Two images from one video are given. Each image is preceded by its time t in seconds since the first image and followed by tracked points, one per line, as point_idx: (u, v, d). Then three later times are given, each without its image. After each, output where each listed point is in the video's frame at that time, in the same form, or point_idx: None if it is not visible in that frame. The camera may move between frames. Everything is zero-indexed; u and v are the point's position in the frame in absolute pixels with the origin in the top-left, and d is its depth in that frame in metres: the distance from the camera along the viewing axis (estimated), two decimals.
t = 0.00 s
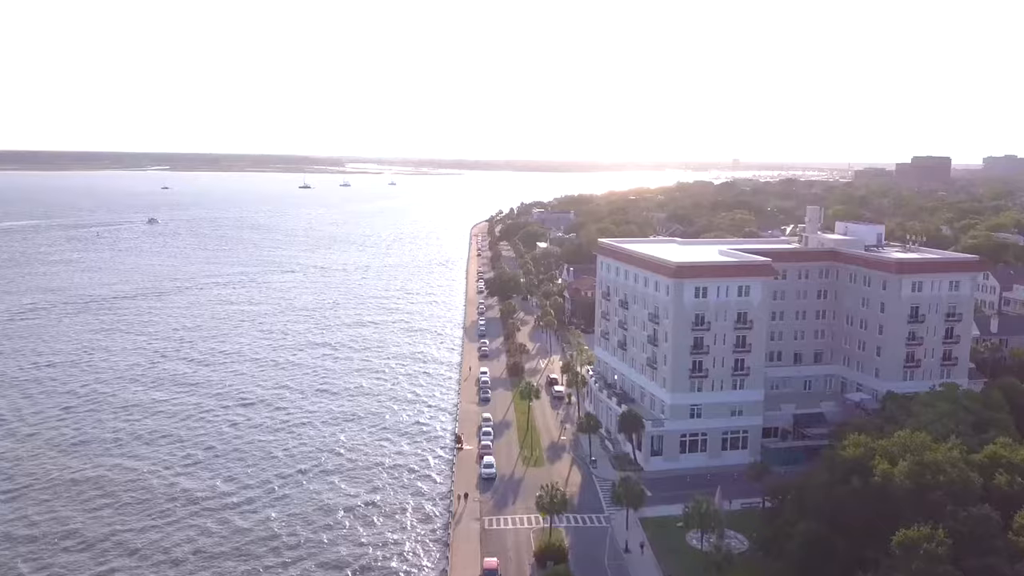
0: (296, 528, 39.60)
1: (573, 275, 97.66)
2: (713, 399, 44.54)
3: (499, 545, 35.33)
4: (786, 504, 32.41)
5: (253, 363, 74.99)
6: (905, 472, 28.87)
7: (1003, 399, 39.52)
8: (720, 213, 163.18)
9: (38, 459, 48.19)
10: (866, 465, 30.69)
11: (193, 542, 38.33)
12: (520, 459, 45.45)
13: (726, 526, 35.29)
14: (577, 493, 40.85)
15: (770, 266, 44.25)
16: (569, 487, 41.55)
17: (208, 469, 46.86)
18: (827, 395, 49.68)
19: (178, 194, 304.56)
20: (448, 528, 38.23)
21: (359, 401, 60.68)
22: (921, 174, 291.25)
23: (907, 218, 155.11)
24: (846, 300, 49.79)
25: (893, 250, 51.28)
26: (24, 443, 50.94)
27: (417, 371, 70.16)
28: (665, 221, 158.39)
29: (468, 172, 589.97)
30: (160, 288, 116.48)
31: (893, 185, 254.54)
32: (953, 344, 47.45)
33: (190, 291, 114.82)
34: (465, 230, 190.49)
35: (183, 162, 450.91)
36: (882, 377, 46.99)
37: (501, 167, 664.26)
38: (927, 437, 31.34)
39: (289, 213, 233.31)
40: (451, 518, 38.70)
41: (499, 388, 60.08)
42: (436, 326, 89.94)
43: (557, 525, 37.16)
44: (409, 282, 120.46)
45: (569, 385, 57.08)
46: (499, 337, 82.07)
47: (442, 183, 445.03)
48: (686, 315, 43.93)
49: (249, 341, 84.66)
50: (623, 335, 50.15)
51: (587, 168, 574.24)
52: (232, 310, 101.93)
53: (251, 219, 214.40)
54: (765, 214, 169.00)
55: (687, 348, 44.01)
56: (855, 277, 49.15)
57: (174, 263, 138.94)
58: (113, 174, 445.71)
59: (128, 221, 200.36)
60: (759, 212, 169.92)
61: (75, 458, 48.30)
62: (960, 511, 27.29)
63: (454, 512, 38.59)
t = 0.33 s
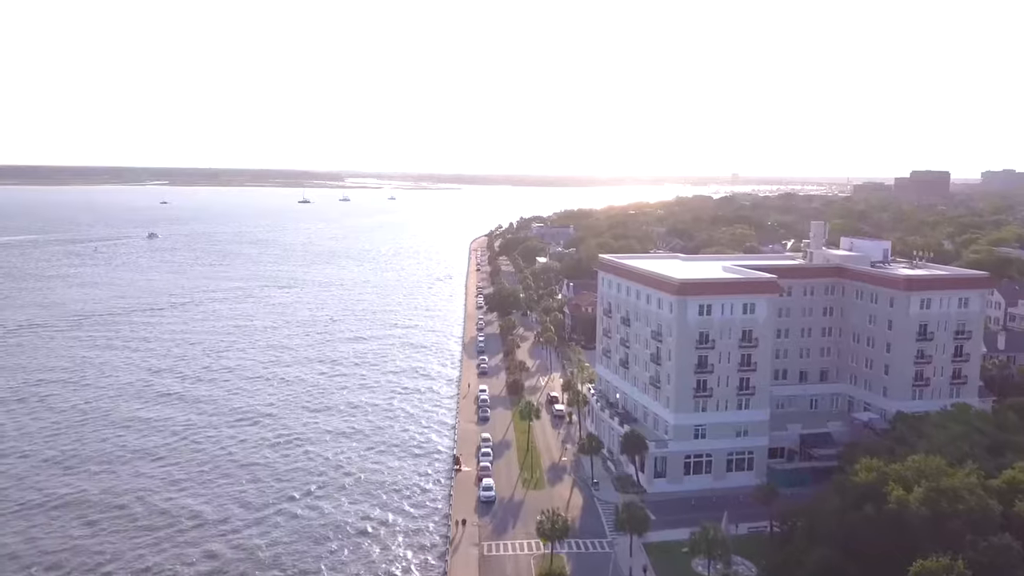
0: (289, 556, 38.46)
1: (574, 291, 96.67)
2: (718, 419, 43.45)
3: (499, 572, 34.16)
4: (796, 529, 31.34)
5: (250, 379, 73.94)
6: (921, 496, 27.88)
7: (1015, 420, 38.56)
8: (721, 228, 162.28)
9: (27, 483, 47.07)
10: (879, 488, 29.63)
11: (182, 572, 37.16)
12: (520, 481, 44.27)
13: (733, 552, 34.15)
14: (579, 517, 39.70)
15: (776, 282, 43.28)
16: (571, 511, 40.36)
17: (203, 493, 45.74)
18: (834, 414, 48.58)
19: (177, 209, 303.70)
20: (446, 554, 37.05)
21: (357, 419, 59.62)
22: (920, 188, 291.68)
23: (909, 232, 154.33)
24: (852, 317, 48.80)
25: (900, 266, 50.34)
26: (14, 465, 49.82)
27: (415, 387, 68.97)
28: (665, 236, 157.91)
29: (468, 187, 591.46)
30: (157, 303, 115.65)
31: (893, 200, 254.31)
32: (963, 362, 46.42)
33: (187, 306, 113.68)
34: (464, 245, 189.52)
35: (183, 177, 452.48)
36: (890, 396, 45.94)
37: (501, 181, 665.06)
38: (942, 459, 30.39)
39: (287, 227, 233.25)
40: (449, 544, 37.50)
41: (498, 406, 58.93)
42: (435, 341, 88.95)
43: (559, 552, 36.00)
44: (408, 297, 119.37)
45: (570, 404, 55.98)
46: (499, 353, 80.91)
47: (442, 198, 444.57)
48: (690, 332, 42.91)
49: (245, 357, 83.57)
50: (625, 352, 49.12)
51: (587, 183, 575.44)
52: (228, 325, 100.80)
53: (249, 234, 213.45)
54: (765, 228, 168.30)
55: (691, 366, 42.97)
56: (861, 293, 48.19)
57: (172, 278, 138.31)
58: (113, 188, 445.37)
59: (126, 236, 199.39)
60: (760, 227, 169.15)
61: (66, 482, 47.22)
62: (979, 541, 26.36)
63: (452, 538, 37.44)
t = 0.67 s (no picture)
0: None
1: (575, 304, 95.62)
2: (723, 436, 42.32)
3: None
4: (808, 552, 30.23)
5: (246, 392, 72.90)
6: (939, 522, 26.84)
7: None
8: (722, 239, 161.22)
9: (15, 503, 45.89)
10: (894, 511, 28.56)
11: None
12: (521, 500, 43.13)
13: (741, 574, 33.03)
14: (581, 538, 38.58)
15: (781, 296, 42.27)
16: (572, 531, 39.25)
17: (195, 514, 44.63)
18: (841, 431, 47.45)
19: (176, 220, 302.78)
20: None
21: (355, 434, 58.56)
22: (920, 199, 291.39)
23: (910, 244, 153.34)
24: (859, 331, 47.78)
25: (907, 279, 49.34)
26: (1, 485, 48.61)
27: (413, 401, 67.84)
28: (665, 247, 156.86)
29: (468, 199, 591.84)
30: (154, 316, 114.69)
31: (893, 211, 253.88)
32: (973, 377, 45.36)
33: (183, 319, 112.50)
34: (463, 256, 188.51)
35: (182, 189, 456.91)
36: (899, 413, 44.81)
37: (500, 192, 665.11)
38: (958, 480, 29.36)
39: (286, 239, 232.91)
40: (447, 567, 36.37)
41: (498, 421, 57.79)
42: (433, 354, 87.91)
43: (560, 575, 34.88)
44: (407, 310, 118.31)
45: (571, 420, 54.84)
46: (499, 366, 79.75)
47: (441, 210, 443.76)
48: (694, 347, 41.86)
49: (241, 370, 82.46)
50: (627, 367, 48.04)
51: (586, 194, 575.40)
52: (224, 338, 99.65)
53: (248, 245, 212.27)
54: (766, 239, 167.31)
55: (695, 382, 41.89)
56: (868, 307, 47.18)
57: (169, 291, 137.39)
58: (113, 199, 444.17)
59: (123, 248, 198.13)
60: (760, 239, 168.16)
61: (56, 503, 46.09)
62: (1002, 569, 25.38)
63: (450, 560, 36.29)
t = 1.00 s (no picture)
0: None
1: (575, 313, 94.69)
2: (728, 451, 41.25)
3: None
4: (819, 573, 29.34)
5: (243, 402, 72.04)
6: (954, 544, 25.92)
7: None
8: (723, 248, 160.13)
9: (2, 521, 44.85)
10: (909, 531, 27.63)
11: None
12: (521, 516, 42.02)
13: None
14: (583, 557, 37.52)
15: (787, 307, 41.27)
16: (574, 550, 38.16)
17: (189, 530, 43.78)
18: (848, 444, 46.41)
19: (175, 229, 301.52)
20: None
21: (353, 446, 57.65)
22: (920, 207, 291.16)
23: (912, 253, 152.36)
24: (866, 343, 46.79)
25: (915, 290, 48.38)
26: None
27: (411, 412, 66.75)
28: (665, 256, 155.94)
29: (467, 207, 591.99)
30: (151, 325, 113.90)
31: (893, 220, 253.16)
32: (983, 390, 44.35)
33: (180, 329, 111.50)
34: (463, 265, 187.44)
35: (180, 197, 458.68)
36: (908, 427, 43.75)
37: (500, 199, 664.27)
38: (975, 500, 28.44)
39: (285, 247, 232.46)
40: None
41: (497, 433, 56.75)
42: (432, 364, 86.92)
43: None
44: (406, 319, 117.21)
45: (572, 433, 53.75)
46: (498, 376, 78.64)
47: (440, 218, 442.93)
48: (699, 360, 40.84)
49: (238, 380, 81.41)
50: (630, 380, 46.99)
51: (586, 203, 575.93)
52: (222, 348, 98.58)
53: (246, 254, 211.15)
54: (767, 248, 166.29)
55: (700, 395, 40.85)
56: (875, 318, 46.20)
57: (166, 299, 136.60)
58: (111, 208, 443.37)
59: (122, 257, 197.16)
60: (762, 248, 167.12)
61: (46, 519, 45.22)
62: None
63: None
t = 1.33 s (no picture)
0: None
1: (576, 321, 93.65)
2: (734, 465, 40.16)
3: None
4: None
5: (239, 409, 70.87)
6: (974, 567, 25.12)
7: None
8: (723, 255, 159.18)
9: None
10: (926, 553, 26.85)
11: None
12: (520, 532, 40.88)
13: None
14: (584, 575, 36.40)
15: (793, 317, 40.28)
16: (575, 568, 37.05)
17: (182, 544, 42.64)
18: (855, 457, 45.32)
19: (173, 236, 300.01)
20: None
21: (350, 455, 56.60)
22: (919, 214, 290.70)
23: (913, 259, 151.43)
24: (874, 353, 45.76)
25: (923, 298, 47.40)
26: None
27: (409, 420, 65.63)
28: (664, 262, 155.19)
29: (466, 213, 591.07)
30: (146, 333, 112.78)
31: (893, 226, 252.68)
32: (994, 401, 43.31)
33: (176, 336, 110.25)
34: (462, 272, 186.44)
35: (178, 203, 462.27)
36: (917, 439, 42.69)
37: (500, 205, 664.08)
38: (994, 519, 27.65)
39: (283, 254, 231.95)
40: None
41: (496, 445, 55.64)
42: (430, 372, 85.82)
43: None
44: (403, 327, 115.99)
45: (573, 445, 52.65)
46: (498, 385, 77.56)
47: (439, 224, 442.50)
48: (703, 371, 39.80)
49: (233, 387, 80.24)
50: (632, 391, 45.93)
51: (585, 209, 576.19)
52: (218, 355, 97.37)
53: (244, 261, 209.95)
54: (767, 255, 165.37)
55: (704, 407, 39.80)
56: (883, 327, 45.20)
57: (162, 306, 135.54)
58: (110, 214, 441.95)
59: (120, 264, 195.95)
60: (762, 254, 166.24)
61: (36, 532, 44.07)
62: None
63: None
